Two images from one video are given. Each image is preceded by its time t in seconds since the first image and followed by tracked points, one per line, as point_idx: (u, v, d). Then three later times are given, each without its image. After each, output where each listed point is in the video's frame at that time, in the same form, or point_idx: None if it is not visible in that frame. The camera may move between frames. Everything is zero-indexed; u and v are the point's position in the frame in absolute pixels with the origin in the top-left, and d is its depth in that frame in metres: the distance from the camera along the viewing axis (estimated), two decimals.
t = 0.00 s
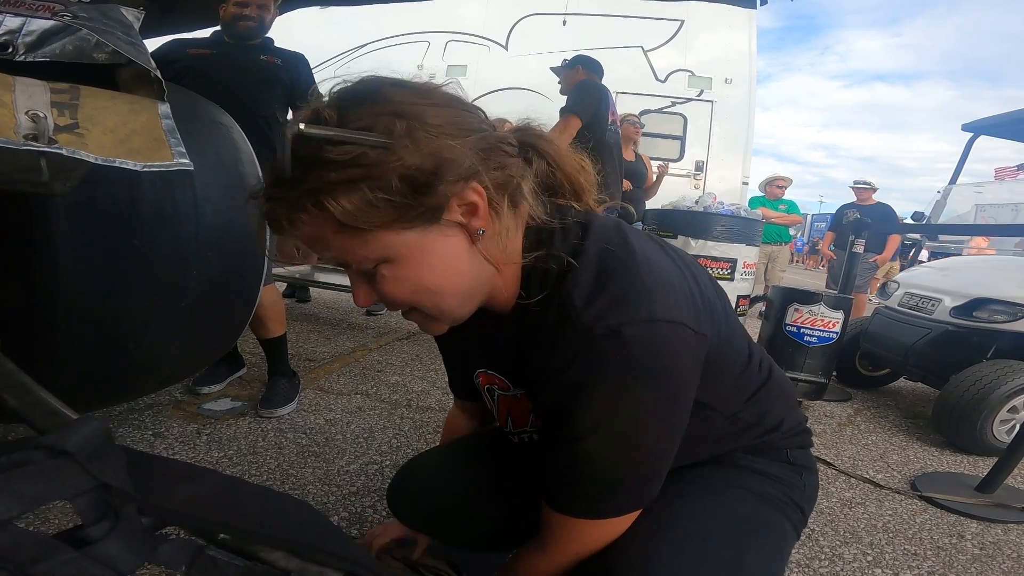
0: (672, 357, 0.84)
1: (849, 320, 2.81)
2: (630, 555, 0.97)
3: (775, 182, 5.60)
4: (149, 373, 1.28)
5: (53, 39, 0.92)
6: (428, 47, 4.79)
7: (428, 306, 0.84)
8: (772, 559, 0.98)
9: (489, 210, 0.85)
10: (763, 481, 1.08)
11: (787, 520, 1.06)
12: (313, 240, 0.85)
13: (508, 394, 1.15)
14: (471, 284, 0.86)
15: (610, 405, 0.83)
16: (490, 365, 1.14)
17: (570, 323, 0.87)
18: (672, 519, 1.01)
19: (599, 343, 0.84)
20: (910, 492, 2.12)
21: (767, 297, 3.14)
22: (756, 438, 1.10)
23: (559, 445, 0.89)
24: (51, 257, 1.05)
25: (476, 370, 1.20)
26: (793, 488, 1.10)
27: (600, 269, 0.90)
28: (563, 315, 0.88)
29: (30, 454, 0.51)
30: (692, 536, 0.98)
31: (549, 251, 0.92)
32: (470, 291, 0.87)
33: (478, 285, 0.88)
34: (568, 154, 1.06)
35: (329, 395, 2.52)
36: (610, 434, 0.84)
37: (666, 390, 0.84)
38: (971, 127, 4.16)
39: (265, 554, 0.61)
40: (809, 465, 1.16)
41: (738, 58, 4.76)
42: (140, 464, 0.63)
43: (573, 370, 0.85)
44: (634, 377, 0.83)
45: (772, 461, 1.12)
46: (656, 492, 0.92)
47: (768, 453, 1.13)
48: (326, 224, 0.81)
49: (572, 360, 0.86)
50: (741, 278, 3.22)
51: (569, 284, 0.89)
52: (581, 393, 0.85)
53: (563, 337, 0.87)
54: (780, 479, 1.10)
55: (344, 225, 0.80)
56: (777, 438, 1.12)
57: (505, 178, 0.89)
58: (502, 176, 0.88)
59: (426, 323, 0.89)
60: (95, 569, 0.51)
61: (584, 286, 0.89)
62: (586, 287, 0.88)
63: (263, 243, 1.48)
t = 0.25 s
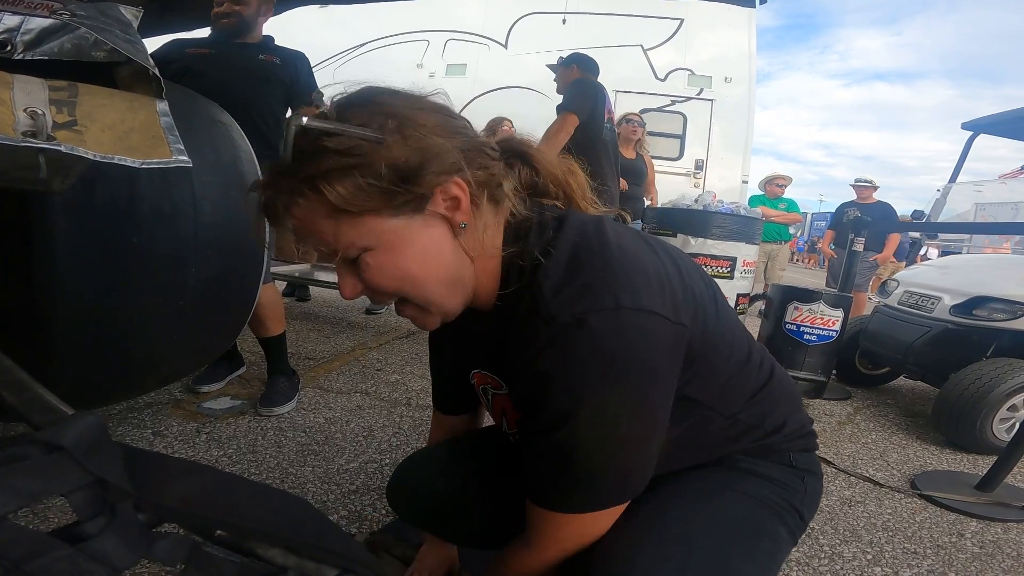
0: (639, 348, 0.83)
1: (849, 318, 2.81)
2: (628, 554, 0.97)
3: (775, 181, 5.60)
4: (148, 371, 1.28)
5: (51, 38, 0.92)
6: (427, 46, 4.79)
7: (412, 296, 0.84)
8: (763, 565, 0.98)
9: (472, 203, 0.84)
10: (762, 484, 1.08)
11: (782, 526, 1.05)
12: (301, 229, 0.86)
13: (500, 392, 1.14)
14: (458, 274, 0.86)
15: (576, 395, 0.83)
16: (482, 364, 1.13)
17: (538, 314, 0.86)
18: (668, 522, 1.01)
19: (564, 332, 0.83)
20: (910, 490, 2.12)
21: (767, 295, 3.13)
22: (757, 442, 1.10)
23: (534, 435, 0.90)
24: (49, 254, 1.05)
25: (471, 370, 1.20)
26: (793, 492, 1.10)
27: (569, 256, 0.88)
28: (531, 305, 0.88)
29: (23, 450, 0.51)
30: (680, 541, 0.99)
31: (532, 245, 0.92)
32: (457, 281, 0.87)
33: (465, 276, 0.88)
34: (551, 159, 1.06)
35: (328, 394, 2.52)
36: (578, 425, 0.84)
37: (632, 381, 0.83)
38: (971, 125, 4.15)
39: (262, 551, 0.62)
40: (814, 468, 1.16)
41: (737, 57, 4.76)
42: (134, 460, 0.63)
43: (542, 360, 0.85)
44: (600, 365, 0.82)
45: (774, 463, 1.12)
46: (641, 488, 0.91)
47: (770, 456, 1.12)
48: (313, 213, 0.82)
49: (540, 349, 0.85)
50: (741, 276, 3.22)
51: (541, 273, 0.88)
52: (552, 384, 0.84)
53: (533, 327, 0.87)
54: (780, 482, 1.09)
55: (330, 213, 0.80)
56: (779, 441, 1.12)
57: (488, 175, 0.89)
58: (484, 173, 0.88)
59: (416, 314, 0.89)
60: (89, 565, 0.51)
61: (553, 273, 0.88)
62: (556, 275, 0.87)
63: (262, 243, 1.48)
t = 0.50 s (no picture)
0: (632, 313, 0.83)
1: (848, 316, 2.80)
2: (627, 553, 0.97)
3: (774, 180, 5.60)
4: (145, 371, 1.27)
5: (46, 37, 0.92)
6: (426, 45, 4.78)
7: (443, 237, 0.83)
8: (772, 561, 0.97)
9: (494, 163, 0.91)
10: (765, 478, 1.08)
11: (789, 521, 1.05)
12: (328, 169, 0.83)
13: (487, 385, 1.14)
14: (483, 220, 0.88)
15: (573, 362, 0.82)
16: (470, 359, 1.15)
17: (534, 279, 0.87)
18: (673, 520, 1.00)
19: (558, 293, 0.83)
20: (910, 488, 2.12)
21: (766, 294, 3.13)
22: (757, 435, 1.10)
23: (530, 414, 0.89)
24: (43, 252, 1.04)
25: (460, 365, 1.21)
26: (798, 487, 1.10)
27: (561, 230, 0.90)
28: (526, 273, 0.88)
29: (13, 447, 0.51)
30: (693, 538, 0.97)
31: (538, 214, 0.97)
32: (480, 227, 0.87)
33: (485, 228, 0.89)
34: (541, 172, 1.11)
35: (327, 393, 2.52)
36: (574, 393, 0.84)
37: (627, 346, 0.83)
38: (969, 123, 4.15)
39: (256, 549, 0.61)
40: (814, 460, 1.16)
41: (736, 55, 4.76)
42: (127, 459, 0.63)
43: (536, 329, 0.85)
44: (593, 325, 0.82)
45: (776, 457, 1.12)
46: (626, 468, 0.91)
47: (770, 450, 1.13)
48: (353, 146, 0.81)
49: (534, 319, 0.85)
50: (740, 274, 3.21)
51: (539, 240, 0.90)
52: (542, 351, 0.84)
53: (528, 293, 0.87)
54: (784, 476, 1.10)
55: (375, 142, 0.81)
56: (779, 433, 1.12)
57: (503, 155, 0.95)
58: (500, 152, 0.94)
59: (430, 265, 0.86)
60: (81, 564, 0.51)
61: (546, 242, 0.89)
62: (550, 245, 0.88)
63: (259, 241, 1.47)
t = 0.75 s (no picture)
0: (672, 302, 0.85)
1: (846, 316, 2.80)
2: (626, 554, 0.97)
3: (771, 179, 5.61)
4: (141, 374, 1.26)
5: (39, 38, 0.92)
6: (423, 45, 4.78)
7: (522, 219, 0.85)
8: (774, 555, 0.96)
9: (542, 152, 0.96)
10: (764, 471, 1.08)
11: (791, 513, 1.05)
12: (413, 147, 0.80)
13: (495, 384, 1.15)
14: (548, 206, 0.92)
15: (621, 352, 0.83)
16: (474, 360, 1.15)
17: (576, 271, 0.87)
18: (675, 516, 1.00)
19: (608, 287, 0.84)
20: (908, 488, 2.12)
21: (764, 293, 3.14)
22: (752, 427, 1.10)
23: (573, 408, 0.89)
24: (39, 255, 1.04)
25: (461, 365, 1.21)
26: (797, 479, 1.10)
27: (593, 228, 0.92)
28: (569, 267, 0.89)
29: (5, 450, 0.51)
30: (701, 536, 0.96)
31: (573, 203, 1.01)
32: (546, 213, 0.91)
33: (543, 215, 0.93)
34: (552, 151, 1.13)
35: (326, 394, 2.51)
36: (621, 383, 0.84)
37: (670, 334, 0.85)
38: (965, 122, 4.16)
39: (251, 554, 0.60)
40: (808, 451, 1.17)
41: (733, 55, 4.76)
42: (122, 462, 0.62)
43: (582, 319, 0.85)
44: (643, 317, 0.83)
45: (773, 450, 1.12)
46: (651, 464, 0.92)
47: (766, 443, 1.13)
48: (447, 125, 0.80)
49: (578, 310, 0.85)
50: (737, 274, 3.22)
51: (576, 233, 0.92)
52: (584, 345, 0.85)
53: (569, 286, 0.87)
54: (783, 469, 1.09)
55: (469, 122, 0.81)
56: (772, 426, 1.13)
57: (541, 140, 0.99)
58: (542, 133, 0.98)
59: (501, 248, 0.87)
60: (75, 568, 0.51)
61: (584, 240, 0.90)
62: (586, 240, 0.90)
63: (256, 241, 1.47)
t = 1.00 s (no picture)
0: (708, 324, 0.87)
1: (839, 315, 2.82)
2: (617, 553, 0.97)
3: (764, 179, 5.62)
4: (131, 376, 1.25)
5: (25, 40, 0.90)
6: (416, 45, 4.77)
7: (547, 218, 0.81)
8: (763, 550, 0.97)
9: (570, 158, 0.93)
10: (749, 463, 1.08)
11: (777, 503, 1.06)
12: (441, 116, 0.77)
13: (498, 396, 1.14)
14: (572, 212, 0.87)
15: (659, 375, 0.84)
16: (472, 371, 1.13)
17: (614, 291, 0.87)
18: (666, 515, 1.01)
19: (643, 307, 0.84)
20: (902, 486, 2.13)
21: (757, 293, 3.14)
22: (739, 422, 1.10)
23: (605, 429, 0.89)
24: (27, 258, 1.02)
25: (459, 376, 1.19)
26: (783, 472, 1.10)
27: (625, 246, 0.92)
28: (604, 285, 0.88)
29: None
30: (692, 534, 0.97)
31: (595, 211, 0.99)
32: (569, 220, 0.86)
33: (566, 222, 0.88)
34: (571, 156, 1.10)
35: (319, 396, 2.51)
36: (661, 405, 0.85)
37: (705, 358, 0.86)
38: (957, 122, 4.19)
39: (234, 556, 0.60)
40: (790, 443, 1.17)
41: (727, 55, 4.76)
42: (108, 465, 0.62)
43: (624, 341, 0.84)
44: (680, 340, 0.83)
45: (759, 445, 1.12)
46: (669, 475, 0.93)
47: (751, 437, 1.13)
48: (479, 97, 0.77)
49: (619, 331, 0.85)
50: (731, 273, 3.22)
51: (605, 251, 0.91)
52: (620, 365, 0.85)
53: (605, 306, 0.86)
54: (768, 462, 1.10)
55: (503, 103, 0.78)
56: (756, 422, 1.12)
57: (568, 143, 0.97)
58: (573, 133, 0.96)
59: (522, 251, 0.81)
60: (57, 570, 0.50)
61: (618, 258, 0.90)
62: (619, 257, 0.90)
63: (247, 242, 1.46)
